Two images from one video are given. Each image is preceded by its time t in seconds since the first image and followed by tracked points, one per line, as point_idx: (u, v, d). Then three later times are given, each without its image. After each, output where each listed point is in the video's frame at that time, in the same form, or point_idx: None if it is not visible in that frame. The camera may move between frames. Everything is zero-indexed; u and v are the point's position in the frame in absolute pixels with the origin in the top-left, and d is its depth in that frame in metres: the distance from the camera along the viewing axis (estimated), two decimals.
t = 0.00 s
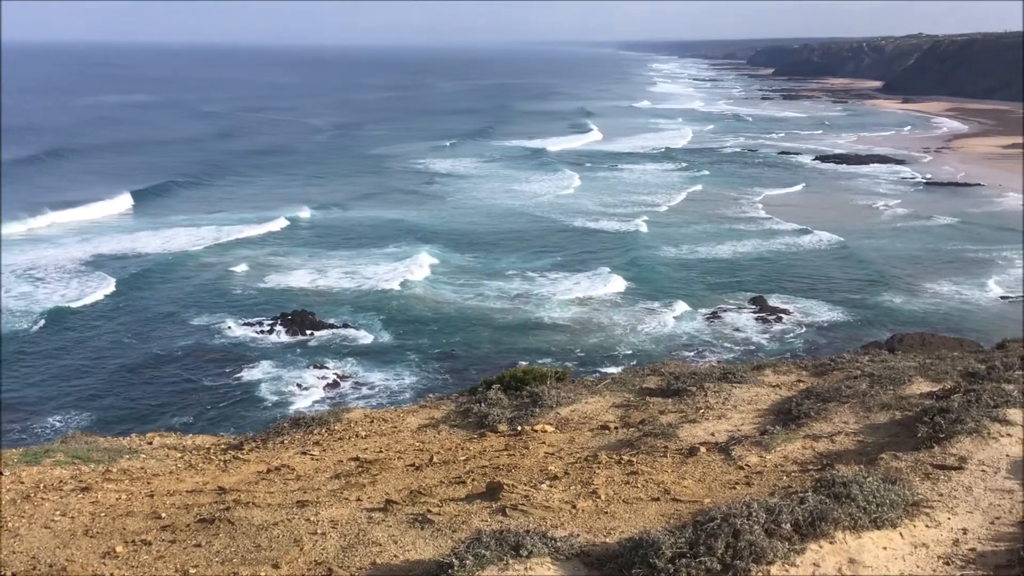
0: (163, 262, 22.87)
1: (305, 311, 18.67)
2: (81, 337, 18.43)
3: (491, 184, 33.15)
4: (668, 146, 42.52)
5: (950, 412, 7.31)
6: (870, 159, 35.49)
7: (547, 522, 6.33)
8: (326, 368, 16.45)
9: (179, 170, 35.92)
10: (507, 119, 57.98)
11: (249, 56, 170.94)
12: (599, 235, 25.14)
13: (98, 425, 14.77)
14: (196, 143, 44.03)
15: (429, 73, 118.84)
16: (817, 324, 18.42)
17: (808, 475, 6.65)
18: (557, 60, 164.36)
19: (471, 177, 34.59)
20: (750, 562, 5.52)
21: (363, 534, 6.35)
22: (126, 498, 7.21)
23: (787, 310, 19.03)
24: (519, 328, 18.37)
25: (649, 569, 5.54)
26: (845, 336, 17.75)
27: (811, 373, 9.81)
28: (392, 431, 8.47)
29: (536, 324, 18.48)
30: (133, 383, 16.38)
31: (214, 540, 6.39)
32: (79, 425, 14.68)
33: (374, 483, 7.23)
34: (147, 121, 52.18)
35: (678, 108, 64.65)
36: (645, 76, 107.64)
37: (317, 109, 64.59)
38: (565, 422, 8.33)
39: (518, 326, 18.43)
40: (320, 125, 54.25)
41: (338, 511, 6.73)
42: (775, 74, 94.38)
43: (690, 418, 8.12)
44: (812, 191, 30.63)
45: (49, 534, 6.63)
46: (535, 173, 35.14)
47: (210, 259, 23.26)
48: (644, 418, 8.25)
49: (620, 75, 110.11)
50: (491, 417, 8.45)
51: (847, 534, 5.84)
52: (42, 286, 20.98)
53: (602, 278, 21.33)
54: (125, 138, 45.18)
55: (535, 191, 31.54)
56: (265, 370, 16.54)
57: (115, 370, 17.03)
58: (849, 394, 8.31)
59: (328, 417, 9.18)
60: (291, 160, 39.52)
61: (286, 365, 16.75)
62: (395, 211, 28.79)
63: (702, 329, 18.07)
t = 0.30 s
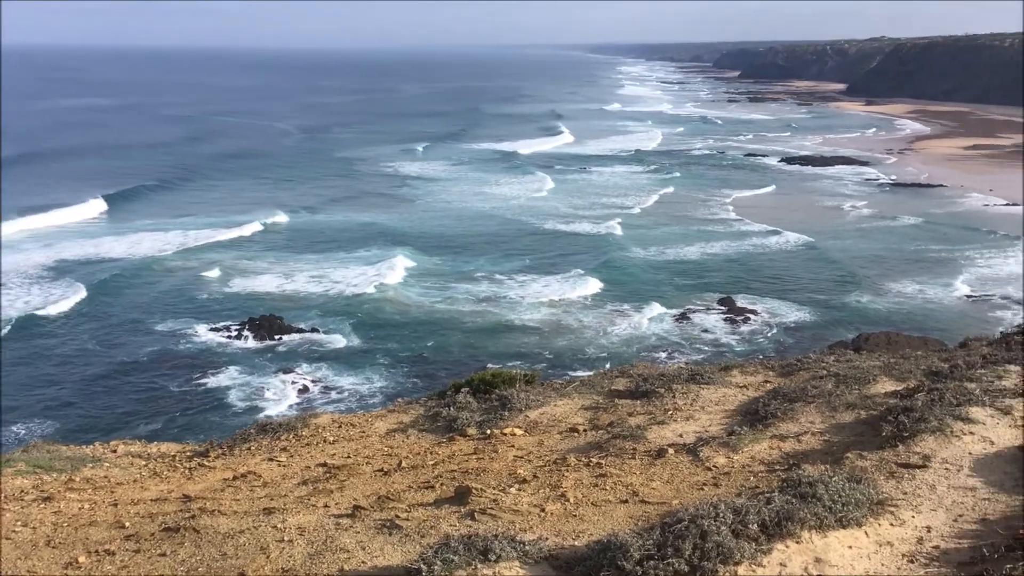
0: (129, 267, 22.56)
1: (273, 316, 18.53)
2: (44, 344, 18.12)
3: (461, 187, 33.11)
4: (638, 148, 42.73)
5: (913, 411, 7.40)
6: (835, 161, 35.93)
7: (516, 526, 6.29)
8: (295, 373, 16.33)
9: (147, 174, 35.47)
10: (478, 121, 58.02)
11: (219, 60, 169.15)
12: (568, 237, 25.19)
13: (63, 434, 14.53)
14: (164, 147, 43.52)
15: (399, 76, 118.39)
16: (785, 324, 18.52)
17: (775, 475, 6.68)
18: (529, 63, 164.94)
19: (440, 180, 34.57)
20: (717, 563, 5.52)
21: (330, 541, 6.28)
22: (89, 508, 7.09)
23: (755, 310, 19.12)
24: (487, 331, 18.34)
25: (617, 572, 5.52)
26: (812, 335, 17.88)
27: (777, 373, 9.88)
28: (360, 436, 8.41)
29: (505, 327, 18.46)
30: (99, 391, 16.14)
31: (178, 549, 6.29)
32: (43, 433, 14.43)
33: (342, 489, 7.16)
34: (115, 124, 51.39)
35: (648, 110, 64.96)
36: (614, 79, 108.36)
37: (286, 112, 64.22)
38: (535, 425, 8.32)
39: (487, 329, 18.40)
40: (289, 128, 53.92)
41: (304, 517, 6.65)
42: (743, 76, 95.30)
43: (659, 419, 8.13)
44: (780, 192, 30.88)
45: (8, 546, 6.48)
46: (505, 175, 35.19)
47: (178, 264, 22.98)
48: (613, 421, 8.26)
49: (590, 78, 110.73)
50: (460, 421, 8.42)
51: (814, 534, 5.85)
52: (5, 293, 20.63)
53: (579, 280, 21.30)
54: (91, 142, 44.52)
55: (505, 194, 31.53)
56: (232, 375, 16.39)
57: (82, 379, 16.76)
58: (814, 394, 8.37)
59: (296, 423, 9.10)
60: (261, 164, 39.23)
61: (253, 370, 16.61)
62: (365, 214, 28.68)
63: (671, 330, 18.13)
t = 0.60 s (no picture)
0: (91, 277, 22.22)
1: (238, 324, 18.34)
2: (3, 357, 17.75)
3: (427, 192, 33.04)
4: (605, 152, 42.94)
5: (874, 412, 7.48)
6: (798, 163, 36.37)
7: (482, 533, 6.26)
8: (262, 381, 16.18)
9: (110, 182, 34.93)
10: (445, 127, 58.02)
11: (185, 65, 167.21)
12: (533, 242, 25.24)
13: (24, 447, 14.24)
14: (127, 154, 42.90)
15: (366, 82, 117.80)
16: (750, 326, 18.65)
17: (739, 477, 6.72)
18: (495, 68, 165.51)
19: (407, 185, 34.51)
20: (682, 566, 5.52)
21: (293, 552, 6.19)
22: (46, 523, 6.96)
23: (721, 313, 19.23)
24: (454, 336, 18.32)
25: None
26: (776, 337, 18.04)
27: (742, 375, 9.95)
28: (325, 445, 8.35)
29: (473, 332, 18.43)
30: (61, 404, 15.85)
31: (139, 563, 6.17)
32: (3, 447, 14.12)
33: (307, 499, 7.08)
34: (78, 130, 50.42)
35: (616, 114, 65.28)
36: (580, 84, 109.05)
37: (252, 119, 63.73)
38: (501, 431, 8.30)
39: (454, 335, 18.37)
40: (255, 135, 53.48)
41: (268, 528, 6.57)
42: (707, 80, 96.36)
43: (625, 423, 8.15)
44: (747, 195, 31.14)
45: None
46: (471, 181, 35.22)
47: (143, 273, 22.64)
48: (579, 425, 8.27)
49: (556, 83, 111.36)
50: (426, 428, 8.39)
51: (777, 535, 5.87)
52: None
53: (550, 286, 21.29)
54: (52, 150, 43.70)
55: (473, 199, 31.51)
56: (196, 385, 16.20)
57: (44, 391, 16.44)
58: (778, 396, 8.44)
59: (259, 432, 9.02)
60: (226, 171, 38.87)
61: (219, 379, 16.42)
62: (331, 220, 28.52)
63: (638, 334, 18.20)
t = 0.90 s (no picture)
0: (53, 286, 21.87)
1: (204, 332, 18.19)
2: None
3: (395, 198, 32.96)
4: (573, 157, 43.12)
5: (837, 414, 7.55)
6: (763, 167, 36.77)
7: (448, 542, 6.23)
8: (229, 390, 16.05)
9: (74, 190, 34.40)
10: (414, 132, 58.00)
11: (150, 72, 164.72)
12: (499, 247, 25.30)
13: None
14: (91, 162, 42.29)
15: (333, 88, 117.36)
16: (717, 330, 18.76)
17: (705, 481, 6.75)
18: (462, 73, 165.82)
19: (374, 192, 34.44)
20: (647, 572, 5.53)
21: (257, 563, 6.12)
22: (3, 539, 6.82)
23: (688, 317, 19.34)
24: (422, 343, 18.27)
25: None
26: (744, 340, 18.14)
27: (707, 379, 10.00)
28: (292, 454, 8.29)
29: (441, 338, 18.40)
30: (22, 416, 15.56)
31: None
32: None
33: (272, 510, 7.01)
34: (42, 136, 49.56)
35: (585, 119, 65.58)
36: (547, 89, 109.63)
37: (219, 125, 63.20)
38: (469, 438, 8.29)
39: (423, 341, 18.32)
40: (221, 142, 53.06)
41: (232, 540, 6.49)
42: (672, 86, 97.32)
43: (592, 429, 8.17)
44: (715, 199, 31.36)
45: None
46: (439, 186, 35.23)
47: (107, 283, 22.28)
48: (546, 431, 8.27)
49: (524, 89, 111.84)
50: (393, 436, 8.35)
51: (742, 539, 5.87)
52: None
53: (519, 292, 21.30)
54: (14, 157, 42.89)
55: (440, 205, 31.49)
56: (161, 395, 16.03)
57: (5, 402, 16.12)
58: (743, 399, 8.50)
59: (224, 442, 8.94)
60: (192, 178, 38.49)
61: (185, 389, 16.25)
62: (298, 227, 28.37)
63: (607, 338, 18.23)
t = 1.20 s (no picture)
0: (22, 294, 21.58)
1: (176, 340, 18.07)
2: None
3: (369, 204, 32.87)
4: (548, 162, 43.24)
5: (808, 416, 7.59)
6: (736, 171, 37.05)
7: (422, 549, 6.20)
8: (201, 399, 15.95)
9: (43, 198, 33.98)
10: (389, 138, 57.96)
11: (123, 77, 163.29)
12: (473, 252, 25.33)
13: None
14: (62, 169, 41.81)
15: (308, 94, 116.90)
16: (690, 334, 18.83)
17: (677, 485, 6.76)
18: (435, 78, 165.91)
19: (348, 198, 34.37)
20: None
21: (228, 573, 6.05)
22: None
23: (662, 321, 19.40)
24: (397, 349, 18.23)
25: None
26: (717, 343, 18.23)
27: (680, 383, 10.03)
28: (264, 463, 8.23)
29: (416, 344, 18.38)
30: None
31: None
32: None
33: (244, 520, 6.95)
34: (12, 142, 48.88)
35: (560, 125, 65.75)
36: (520, 94, 109.94)
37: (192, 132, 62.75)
38: (443, 444, 8.27)
39: (399, 347, 18.27)
40: (192, 149, 52.68)
41: (202, 551, 6.42)
42: (645, 90, 97.94)
43: (566, 434, 8.17)
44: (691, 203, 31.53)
45: None
46: (414, 192, 35.21)
47: (78, 291, 22.03)
48: (521, 437, 8.26)
49: (497, 94, 112.14)
50: (367, 444, 8.31)
51: (715, 542, 5.88)
52: None
53: (496, 297, 21.30)
54: None
55: (415, 211, 31.47)
56: (131, 405, 15.90)
57: None
58: (716, 403, 8.54)
59: (195, 451, 8.86)
60: (164, 185, 38.18)
61: (156, 398, 16.12)
62: (273, 234, 28.24)
63: (583, 343, 18.26)
